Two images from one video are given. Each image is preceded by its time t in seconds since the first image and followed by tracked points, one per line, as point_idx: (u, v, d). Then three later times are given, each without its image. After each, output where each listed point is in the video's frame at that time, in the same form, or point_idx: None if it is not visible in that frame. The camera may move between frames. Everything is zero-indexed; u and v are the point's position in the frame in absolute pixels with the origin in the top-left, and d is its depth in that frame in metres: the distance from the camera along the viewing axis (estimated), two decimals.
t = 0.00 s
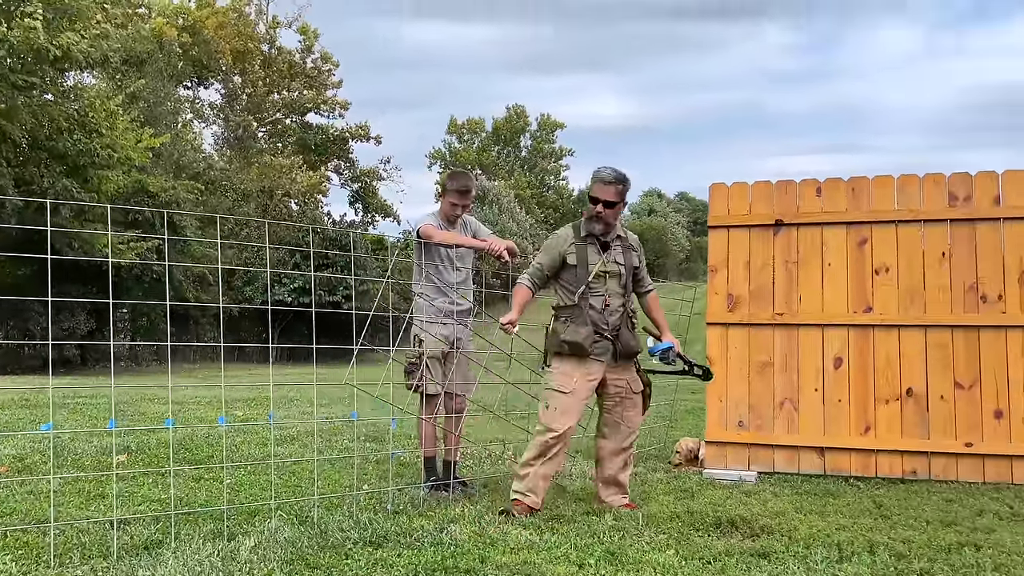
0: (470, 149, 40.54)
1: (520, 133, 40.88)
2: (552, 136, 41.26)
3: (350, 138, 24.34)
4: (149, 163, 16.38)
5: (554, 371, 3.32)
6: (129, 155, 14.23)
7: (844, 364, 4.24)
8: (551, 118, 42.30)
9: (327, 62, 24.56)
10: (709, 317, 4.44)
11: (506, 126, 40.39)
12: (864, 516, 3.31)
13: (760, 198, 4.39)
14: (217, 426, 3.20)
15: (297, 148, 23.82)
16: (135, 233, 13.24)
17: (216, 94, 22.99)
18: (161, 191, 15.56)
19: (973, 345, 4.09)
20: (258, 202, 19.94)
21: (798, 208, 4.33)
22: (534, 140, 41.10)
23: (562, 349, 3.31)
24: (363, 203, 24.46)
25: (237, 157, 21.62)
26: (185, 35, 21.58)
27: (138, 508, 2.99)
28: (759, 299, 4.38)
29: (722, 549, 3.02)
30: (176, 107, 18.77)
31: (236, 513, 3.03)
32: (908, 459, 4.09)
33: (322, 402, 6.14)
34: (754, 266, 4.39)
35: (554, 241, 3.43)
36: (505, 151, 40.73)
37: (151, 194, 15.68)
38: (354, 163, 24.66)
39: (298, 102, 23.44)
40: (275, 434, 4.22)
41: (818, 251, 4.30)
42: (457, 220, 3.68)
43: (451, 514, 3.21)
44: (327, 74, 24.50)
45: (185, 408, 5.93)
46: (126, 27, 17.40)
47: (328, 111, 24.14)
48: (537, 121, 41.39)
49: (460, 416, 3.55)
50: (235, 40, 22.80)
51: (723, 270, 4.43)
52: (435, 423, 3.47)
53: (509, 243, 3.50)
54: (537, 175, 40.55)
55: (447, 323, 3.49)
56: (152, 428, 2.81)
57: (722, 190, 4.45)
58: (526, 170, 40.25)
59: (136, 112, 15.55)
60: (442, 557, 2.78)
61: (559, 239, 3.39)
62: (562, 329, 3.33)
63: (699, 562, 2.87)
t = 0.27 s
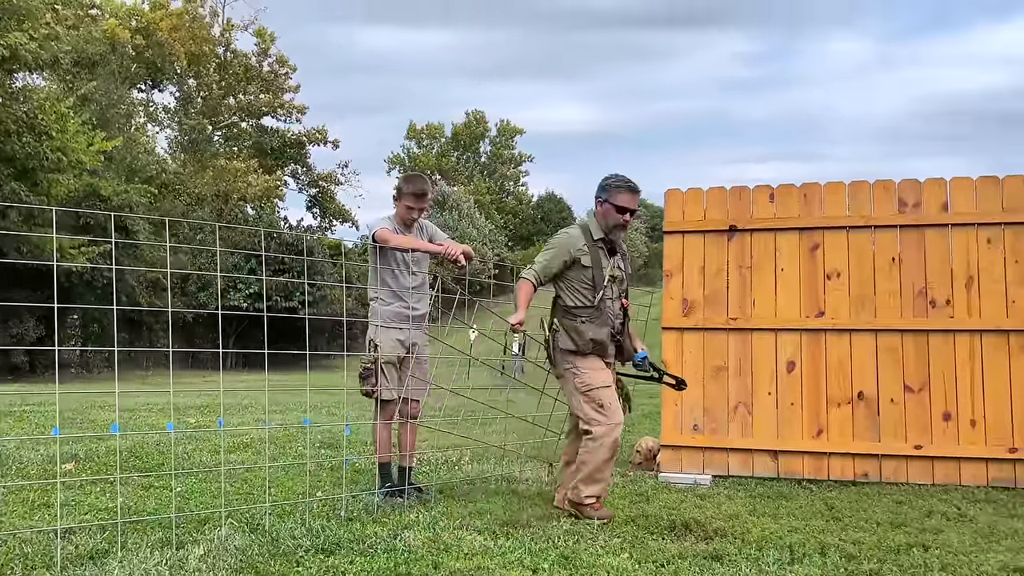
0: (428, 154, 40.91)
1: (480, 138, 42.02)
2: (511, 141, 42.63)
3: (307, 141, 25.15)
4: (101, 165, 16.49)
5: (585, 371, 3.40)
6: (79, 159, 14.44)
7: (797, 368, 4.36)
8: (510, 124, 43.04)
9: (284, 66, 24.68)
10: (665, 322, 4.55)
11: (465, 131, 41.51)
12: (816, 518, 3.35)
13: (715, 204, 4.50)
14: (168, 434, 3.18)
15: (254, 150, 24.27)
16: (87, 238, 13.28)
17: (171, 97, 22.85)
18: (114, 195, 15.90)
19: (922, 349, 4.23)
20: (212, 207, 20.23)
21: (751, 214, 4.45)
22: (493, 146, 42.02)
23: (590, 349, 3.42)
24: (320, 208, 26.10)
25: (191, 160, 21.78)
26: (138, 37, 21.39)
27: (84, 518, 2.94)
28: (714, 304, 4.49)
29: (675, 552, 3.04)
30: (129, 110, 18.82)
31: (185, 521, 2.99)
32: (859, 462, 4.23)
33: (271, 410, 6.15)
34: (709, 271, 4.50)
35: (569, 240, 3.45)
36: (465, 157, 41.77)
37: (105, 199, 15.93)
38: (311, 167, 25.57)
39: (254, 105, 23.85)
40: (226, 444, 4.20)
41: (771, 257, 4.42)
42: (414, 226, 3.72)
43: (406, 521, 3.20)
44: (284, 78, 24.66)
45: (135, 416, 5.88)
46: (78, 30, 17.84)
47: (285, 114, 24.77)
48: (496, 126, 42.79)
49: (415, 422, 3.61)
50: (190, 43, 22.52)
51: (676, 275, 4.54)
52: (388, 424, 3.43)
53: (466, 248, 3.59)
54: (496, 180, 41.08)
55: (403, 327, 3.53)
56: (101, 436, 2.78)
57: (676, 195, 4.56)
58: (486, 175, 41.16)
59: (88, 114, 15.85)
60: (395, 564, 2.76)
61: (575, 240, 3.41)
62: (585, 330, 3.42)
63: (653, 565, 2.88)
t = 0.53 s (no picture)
0: (383, 159, 41.04)
1: (436, 143, 42.36)
2: (467, 147, 42.74)
3: (259, 145, 25.32)
4: (47, 167, 16.25)
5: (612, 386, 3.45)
6: (24, 160, 14.58)
7: (747, 371, 4.59)
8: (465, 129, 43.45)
9: (236, 69, 25.13)
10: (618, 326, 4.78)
11: (421, 136, 42.05)
12: (765, 520, 3.40)
13: (667, 209, 4.75)
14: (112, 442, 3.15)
15: (204, 153, 24.35)
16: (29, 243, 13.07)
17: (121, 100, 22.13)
18: (60, 198, 15.78)
19: (869, 353, 4.46)
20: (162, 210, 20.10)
21: (702, 220, 4.69)
22: (449, 151, 42.30)
23: (614, 362, 3.47)
24: (274, 213, 26.20)
25: (142, 162, 21.51)
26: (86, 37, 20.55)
27: (23, 527, 2.87)
28: (666, 308, 4.71)
29: (626, 554, 3.05)
30: (76, 112, 18.24)
31: (128, 529, 2.93)
32: (808, 464, 4.44)
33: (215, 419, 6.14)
34: (661, 274, 4.74)
35: (580, 252, 3.47)
36: (420, 162, 42.28)
37: (49, 202, 15.79)
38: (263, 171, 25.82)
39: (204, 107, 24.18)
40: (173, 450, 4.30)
41: (721, 261, 4.66)
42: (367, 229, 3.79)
43: (356, 527, 3.20)
44: (236, 81, 25.15)
45: (79, 425, 5.81)
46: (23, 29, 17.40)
47: (236, 118, 24.99)
48: (452, 132, 42.96)
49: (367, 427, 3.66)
50: (139, 45, 22.20)
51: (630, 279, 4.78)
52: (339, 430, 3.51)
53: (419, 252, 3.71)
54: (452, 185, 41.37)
55: (355, 331, 3.57)
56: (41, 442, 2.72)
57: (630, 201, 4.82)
58: (442, 180, 41.40)
59: (33, 114, 15.72)
60: (343, 570, 2.74)
61: (587, 253, 3.44)
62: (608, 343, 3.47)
63: (603, 568, 2.89)
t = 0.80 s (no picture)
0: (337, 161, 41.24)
1: (390, 146, 42.87)
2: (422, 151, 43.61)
3: (209, 147, 25.88)
4: None
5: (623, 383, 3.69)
6: None
7: (698, 374, 4.76)
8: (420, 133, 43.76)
9: (186, 71, 25.50)
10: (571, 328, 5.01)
11: (375, 140, 42.25)
12: (717, 522, 3.44)
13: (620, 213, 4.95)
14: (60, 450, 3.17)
15: (154, 155, 24.63)
16: None
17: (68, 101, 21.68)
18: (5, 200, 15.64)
19: (817, 355, 4.65)
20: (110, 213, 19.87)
21: (654, 223, 4.87)
22: (403, 155, 42.91)
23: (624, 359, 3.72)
24: (226, 216, 25.94)
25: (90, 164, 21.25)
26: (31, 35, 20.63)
27: None
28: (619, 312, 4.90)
29: (576, 557, 3.06)
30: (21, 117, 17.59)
31: (68, 537, 2.89)
32: (758, 465, 4.63)
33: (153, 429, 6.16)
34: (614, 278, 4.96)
35: (592, 253, 3.67)
36: (375, 165, 42.53)
37: None
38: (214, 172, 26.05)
39: (154, 109, 24.40)
40: (115, 459, 4.37)
41: (674, 265, 4.84)
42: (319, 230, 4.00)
43: (304, 533, 3.20)
44: (186, 83, 25.48)
45: (15, 434, 5.78)
46: None
47: (186, 120, 25.49)
48: (407, 135, 43.51)
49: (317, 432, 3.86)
50: (87, 46, 22.31)
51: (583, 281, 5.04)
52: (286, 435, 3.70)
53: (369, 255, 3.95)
54: (406, 189, 41.60)
55: (305, 334, 3.79)
56: None
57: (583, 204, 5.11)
58: (396, 184, 41.69)
59: None
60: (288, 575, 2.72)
61: (600, 253, 3.65)
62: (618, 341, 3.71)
63: (553, 571, 2.89)
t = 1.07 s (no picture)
0: (290, 164, 40.91)
1: (345, 149, 42.41)
2: (376, 154, 42.87)
3: (160, 149, 25.67)
4: None
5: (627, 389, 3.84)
6: None
7: (650, 376, 4.82)
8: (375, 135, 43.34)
9: (137, 71, 24.97)
10: (525, 330, 5.09)
11: (329, 142, 41.94)
12: (666, 524, 3.51)
13: (572, 217, 5.11)
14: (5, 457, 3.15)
15: (103, 156, 24.29)
16: None
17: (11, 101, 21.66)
18: None
19: (767, 357, 4.73)
20: (57, 215, 19.40)
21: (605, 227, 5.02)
22: (358, 157, 42.43)
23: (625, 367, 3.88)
24: (176, 218, 26.31)
25: (34, 165, 20.66)
26: None
27: None
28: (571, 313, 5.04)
29: (527, 560, 3.06)
30: None
31: (6, 545, 2.82)
32: (709, 467, 4.70)
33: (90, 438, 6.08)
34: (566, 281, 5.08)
35: (597, 265, 3.74)
36: (330, 168, 42.12)
37: None
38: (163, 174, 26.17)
39: (103, 110, 23.61)
40: (54, 467, 4.33)
41: (627, 267, 4.89)
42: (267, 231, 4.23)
43: (251, 540, 3.17)
44: (136, 84, 24.91)
45: None
46: None
47: (137, 121, 25.01)
48: (361, 138, 42.92)
49: (264, 436, 3.93)
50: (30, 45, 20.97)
51: (536, 284, 5.12)
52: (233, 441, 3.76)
53: (321, 256, 4.05)
54: (362, 193, 41.27)
55: (253, 335, 3.86)
56: None
57: (536, 208, 5.17)
58: (351, 187, 41.36)
59: None
60: None
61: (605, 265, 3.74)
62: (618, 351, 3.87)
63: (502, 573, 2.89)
